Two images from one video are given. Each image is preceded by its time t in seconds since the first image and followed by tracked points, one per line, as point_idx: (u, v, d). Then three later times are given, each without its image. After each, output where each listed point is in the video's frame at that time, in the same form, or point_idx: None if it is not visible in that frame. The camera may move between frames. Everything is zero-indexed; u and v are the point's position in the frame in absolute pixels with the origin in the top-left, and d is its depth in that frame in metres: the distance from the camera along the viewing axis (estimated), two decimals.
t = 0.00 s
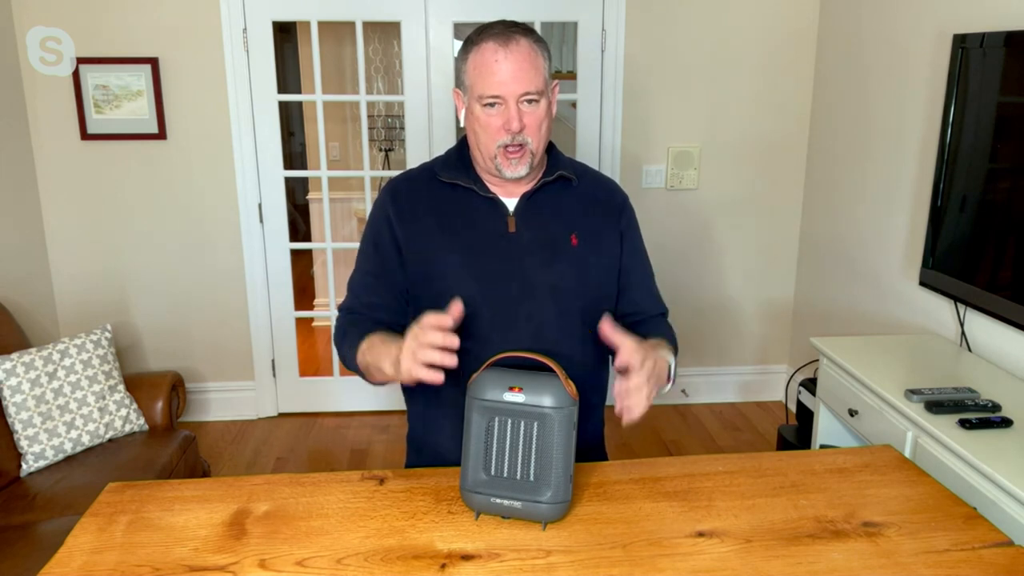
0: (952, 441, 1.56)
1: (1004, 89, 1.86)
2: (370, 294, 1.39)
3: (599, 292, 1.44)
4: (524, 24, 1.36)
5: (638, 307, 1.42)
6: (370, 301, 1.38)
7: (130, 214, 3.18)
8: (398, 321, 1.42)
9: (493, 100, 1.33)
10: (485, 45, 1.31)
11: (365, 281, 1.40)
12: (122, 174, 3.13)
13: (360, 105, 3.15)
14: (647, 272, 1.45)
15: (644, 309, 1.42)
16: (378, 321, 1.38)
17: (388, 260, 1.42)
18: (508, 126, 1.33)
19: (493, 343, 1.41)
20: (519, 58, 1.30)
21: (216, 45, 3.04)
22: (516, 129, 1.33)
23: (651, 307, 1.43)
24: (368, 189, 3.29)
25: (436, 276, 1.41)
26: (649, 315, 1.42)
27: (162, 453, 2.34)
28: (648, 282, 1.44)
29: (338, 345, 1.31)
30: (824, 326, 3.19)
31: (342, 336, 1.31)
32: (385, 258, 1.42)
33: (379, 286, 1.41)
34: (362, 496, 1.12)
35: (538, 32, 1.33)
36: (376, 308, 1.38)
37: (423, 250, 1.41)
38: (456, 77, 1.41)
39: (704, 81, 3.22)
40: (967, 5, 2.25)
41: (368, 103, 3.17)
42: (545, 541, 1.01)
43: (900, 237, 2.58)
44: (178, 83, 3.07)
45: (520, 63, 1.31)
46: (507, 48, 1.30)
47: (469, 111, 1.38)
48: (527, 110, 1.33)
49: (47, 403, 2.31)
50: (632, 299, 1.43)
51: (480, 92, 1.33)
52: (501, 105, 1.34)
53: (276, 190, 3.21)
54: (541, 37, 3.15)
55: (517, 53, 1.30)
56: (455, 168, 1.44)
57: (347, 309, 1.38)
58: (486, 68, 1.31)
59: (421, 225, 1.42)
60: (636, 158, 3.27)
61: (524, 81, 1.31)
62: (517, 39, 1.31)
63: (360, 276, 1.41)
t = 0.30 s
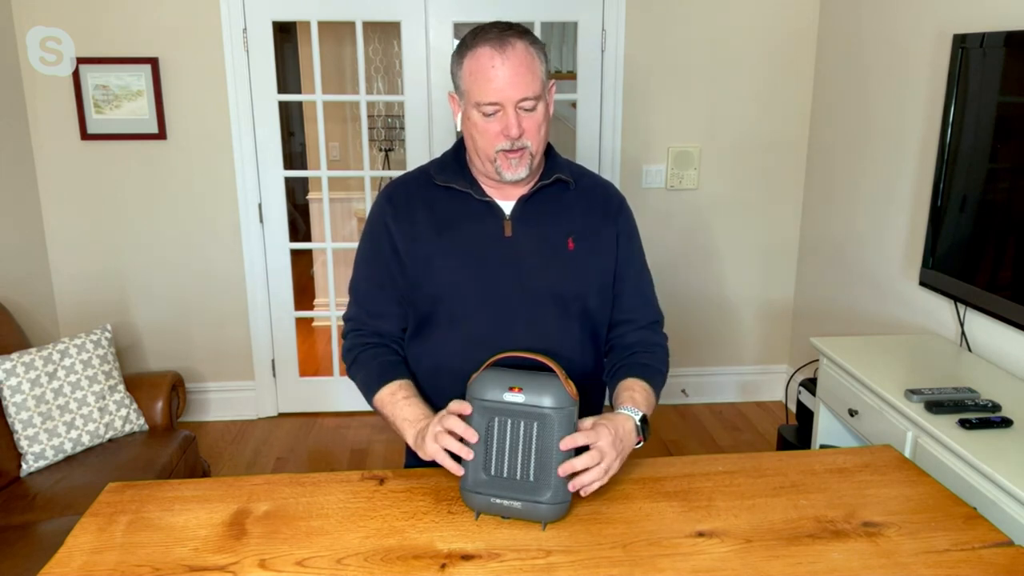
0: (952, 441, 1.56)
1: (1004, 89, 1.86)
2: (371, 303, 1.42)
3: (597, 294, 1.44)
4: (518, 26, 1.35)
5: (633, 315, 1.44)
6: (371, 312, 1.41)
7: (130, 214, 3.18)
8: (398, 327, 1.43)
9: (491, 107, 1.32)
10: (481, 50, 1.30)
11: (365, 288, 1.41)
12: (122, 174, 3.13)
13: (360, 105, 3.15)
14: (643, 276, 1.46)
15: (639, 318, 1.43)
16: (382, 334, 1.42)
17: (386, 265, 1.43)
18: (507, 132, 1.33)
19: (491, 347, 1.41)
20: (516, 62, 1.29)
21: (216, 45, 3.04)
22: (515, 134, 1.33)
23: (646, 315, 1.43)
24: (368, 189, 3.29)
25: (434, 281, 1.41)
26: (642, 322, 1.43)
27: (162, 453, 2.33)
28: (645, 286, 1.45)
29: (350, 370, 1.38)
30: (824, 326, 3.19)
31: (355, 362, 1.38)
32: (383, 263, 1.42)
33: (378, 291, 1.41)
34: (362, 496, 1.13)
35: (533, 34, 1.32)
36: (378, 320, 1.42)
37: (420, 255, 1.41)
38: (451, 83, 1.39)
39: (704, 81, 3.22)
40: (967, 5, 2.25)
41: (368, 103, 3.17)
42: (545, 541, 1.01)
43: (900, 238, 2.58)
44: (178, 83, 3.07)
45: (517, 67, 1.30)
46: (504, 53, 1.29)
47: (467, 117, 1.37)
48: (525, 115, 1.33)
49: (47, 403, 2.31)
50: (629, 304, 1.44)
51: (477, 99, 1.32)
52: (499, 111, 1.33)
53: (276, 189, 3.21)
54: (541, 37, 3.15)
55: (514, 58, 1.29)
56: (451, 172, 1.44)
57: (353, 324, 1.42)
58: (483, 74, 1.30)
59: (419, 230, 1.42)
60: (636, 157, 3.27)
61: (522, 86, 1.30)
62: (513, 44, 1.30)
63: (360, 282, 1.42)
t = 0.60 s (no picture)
0: (952, 441, 1.56)
1: (1004, 89, 1.86)
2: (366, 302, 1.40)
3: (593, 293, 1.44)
4: (511, 27, 1.34)
5: (627, 310, 1.41)
6: (367, 310, 1.40)
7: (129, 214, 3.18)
8: (396, 329, 1.43)
9: (482, 110, 1.32)
10: (473, 53, 1.30)
11: (361, 288, 1.41)
12: (122, 174, 3.13)
13: (360, 105, 3.15)
14: (640, 272, 1.44)
15: (635, 313, 1.40)
16: (379, 334, 1.40)
17: (382, 266, 1.42)
18: (498, 135, 1.33)
19: (487, 347, 1.41)
20: (508, 65, 1.29)
21: (216, 45, 3.04)
22: (506, 137, 1.33)
23: (642, 310, 1.40)
24: (368, 189, 3.29)
25: (430, 281, 1.41)
26: (638, 317, 1.40)
27: (162, 453, 2.33)
28: (642, 281, 1.43)
29: (345, 369, 1.35)
30: (824, 326, 3.19)
31: (349, 362, 1.35)
32: (379, 262, 1.42)
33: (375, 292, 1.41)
34: (362, 496, 1.13)
35: (526, 36, 1.32)
36: (376, 320, 1.41)
37: (417, 256, 1.41)
38: (445, 83, 1.39)
39: (704, 81, 3.22)
40: (968, 5, 2.25)
41: (368, 103, 3.17)
42: (545, 542, 1.01)
43: (900, 238, 2.58)
44: (178, 83, 3.07)
45: (509, 71, 1.29)
46: (496, 56, 1.29)
47: (459, 118, 1.37)
48: (517, 118, 1.33)
49: (47, 403, 2.31)
50: (624, 299, 1.42)
51: (469, 102, 1.32)
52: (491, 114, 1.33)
53: (276, 190, 3.21)
54: (541, 37, 3.15)
55: (505, 60, 1.29)
56: (447, 172, 1.44)
57: (348, 322, 1.41)
58: (475, 77, 1.30)
59: (415, 230, 1.42)
60: (636, 157, 3.27)
61: (513, 89, 1.30)
62: (505, 46, 1.29)
63: (355, 281, 1.41)
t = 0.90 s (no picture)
0: (952, 441, 1.56)
1: (1004, 89, 1.86)
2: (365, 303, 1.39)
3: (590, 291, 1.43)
4: (509, 27, 1.34)
5: (615, 305, 1.39)
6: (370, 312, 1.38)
7: (129, 214, 3.18)
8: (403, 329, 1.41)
9: (480, 110, 1.32)
10: (471, 52, 1.30)
11: (360, 289, 1.40)
12: (122, 174, 3.13)
13: (360, 105, 3.15)
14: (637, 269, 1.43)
15: (623, 308, 1.39)
16: (391, 334, 1.38)
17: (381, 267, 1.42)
18: (495, 135, 1.33)
19: (487, 347, 1.41)
20: (505, 65, 1.29)
21: (216, 45, 3.04)
22: (502, 136, 1.33)
23: (629, 306, 1.39)
24: (368, 189, 3.29)
25: (429, 282, 1.41)
26: (626, 314, 1.38)
27: (162, 453, 2.33)
28: (637, 278, 1.42)
29: (354, 375, 1.32)
30: (824, 326, 3.19)
31: (359, 366, 1.33)
32: (379, 262, 1.40)
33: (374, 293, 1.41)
34: (362, 496, 1.13)
35: (523, 36, 1.31)
36: (384, 319, 1.39)
37: (415, 256, 1.42)
38: (443, 83, 1.39)
39: (704, 81, 3.22)
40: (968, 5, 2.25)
41: (368, 103, 3.17)
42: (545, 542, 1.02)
43: (900, 238, 2.58)
44: (178, 83, 3.07)
45: (505, 71, 1.29)
46: (493, 56, 1.28)
47: (457, 118, 1.37)
48: (513, 118, 1.33)
49: (47, 403, 2.31)
50: (614, 295, 1.40)
51: (466, 102, 1.32)
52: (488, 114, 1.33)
53: (276, 189, 3.21)
54: (541, 37, 3.15)
55: (502, 61, 1.29)
56: (445, 172, 1.44)
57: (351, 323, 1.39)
58: (472, 77, 1.30)
59: (413, 230, 1.42)
60: (636, 157, 3.27)
61: (509, 89, 1.30)
62: (502, 46, 1.29)
63: (355, 282, 1.41)
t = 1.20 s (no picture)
0: (952, 441, 1.55)
1: (1004, 89, 1.86)
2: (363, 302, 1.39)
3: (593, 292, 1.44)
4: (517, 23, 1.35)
5: (637, 309, 1.40)
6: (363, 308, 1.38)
7: (129, 214, 3.18)
8: (391, 327, 1.40)
9: (485, 101, 1.32)
10: (478, 45, 1.30)
11: (358, 287, 1.40)
12: (122, 174, 3.13)
13: (360, 105, 3.15)
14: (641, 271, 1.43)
15: (643, 309, 1.39)
16: (375, 330, 1.37)
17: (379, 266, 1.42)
18: (501, 127, 1.33)
19: (488, 347, 1.41)
20: (512, 58, 1.29)
21: (216, 45, 3.04)
22: (509, 129, 1.33)
23: (644, 310, 1.39)
24: (368, 189, 3.29)
25: (429, 282, 1.41)
26: (647, 316, 1.39)
27: (162, 453, 2.33)
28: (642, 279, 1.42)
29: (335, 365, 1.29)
30: (824, 326, 3.19)
31: (342, 358, 1.30)
32: (379, 262, 1.41)
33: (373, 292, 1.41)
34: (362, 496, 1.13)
35: (530, 32, 1.32)
36: (380, 316, 1.39)
37: (415, 255, 1.42)
38: (450, 79, 1.40)
39: (704, 81, 3.22)
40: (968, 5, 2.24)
41: (368, 103, 3.17)
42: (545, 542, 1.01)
43: (900, 238, 2.58)
44: (178, 83, 3.07)
45: (512, 64, 1.30)
46: (500, 48, 1.29)
47: (462, 111, 1.37)
48: (520, 112, 1.33)
49: (47, 403, 2.31)
50: (628, 298, 1.41)
51: (472, 93, 1.32)
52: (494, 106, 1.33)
53: (276, 189, 3.21)
54: (541, 36, 3.15)
55: (509, 53, 1.29)
56: (448, 171, 1.44)
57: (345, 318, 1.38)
58: (479, 69, 1.30)
59: (414, 229, 1.42)
60: (636, 157, 3.27)
61: (516, 81, 1.30)
62: (510, 40, 1.30)
63: (354, 280, 1.41)
